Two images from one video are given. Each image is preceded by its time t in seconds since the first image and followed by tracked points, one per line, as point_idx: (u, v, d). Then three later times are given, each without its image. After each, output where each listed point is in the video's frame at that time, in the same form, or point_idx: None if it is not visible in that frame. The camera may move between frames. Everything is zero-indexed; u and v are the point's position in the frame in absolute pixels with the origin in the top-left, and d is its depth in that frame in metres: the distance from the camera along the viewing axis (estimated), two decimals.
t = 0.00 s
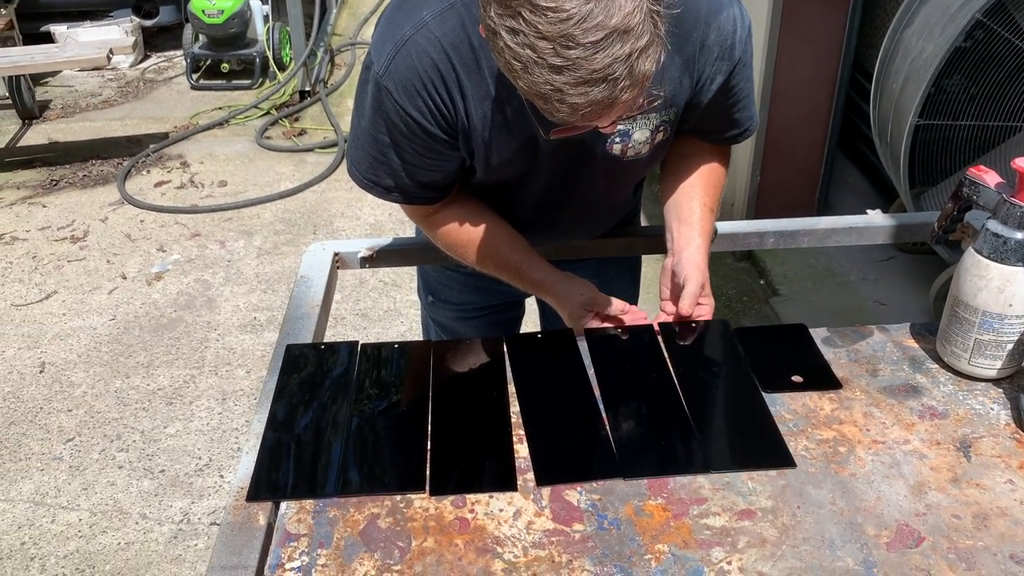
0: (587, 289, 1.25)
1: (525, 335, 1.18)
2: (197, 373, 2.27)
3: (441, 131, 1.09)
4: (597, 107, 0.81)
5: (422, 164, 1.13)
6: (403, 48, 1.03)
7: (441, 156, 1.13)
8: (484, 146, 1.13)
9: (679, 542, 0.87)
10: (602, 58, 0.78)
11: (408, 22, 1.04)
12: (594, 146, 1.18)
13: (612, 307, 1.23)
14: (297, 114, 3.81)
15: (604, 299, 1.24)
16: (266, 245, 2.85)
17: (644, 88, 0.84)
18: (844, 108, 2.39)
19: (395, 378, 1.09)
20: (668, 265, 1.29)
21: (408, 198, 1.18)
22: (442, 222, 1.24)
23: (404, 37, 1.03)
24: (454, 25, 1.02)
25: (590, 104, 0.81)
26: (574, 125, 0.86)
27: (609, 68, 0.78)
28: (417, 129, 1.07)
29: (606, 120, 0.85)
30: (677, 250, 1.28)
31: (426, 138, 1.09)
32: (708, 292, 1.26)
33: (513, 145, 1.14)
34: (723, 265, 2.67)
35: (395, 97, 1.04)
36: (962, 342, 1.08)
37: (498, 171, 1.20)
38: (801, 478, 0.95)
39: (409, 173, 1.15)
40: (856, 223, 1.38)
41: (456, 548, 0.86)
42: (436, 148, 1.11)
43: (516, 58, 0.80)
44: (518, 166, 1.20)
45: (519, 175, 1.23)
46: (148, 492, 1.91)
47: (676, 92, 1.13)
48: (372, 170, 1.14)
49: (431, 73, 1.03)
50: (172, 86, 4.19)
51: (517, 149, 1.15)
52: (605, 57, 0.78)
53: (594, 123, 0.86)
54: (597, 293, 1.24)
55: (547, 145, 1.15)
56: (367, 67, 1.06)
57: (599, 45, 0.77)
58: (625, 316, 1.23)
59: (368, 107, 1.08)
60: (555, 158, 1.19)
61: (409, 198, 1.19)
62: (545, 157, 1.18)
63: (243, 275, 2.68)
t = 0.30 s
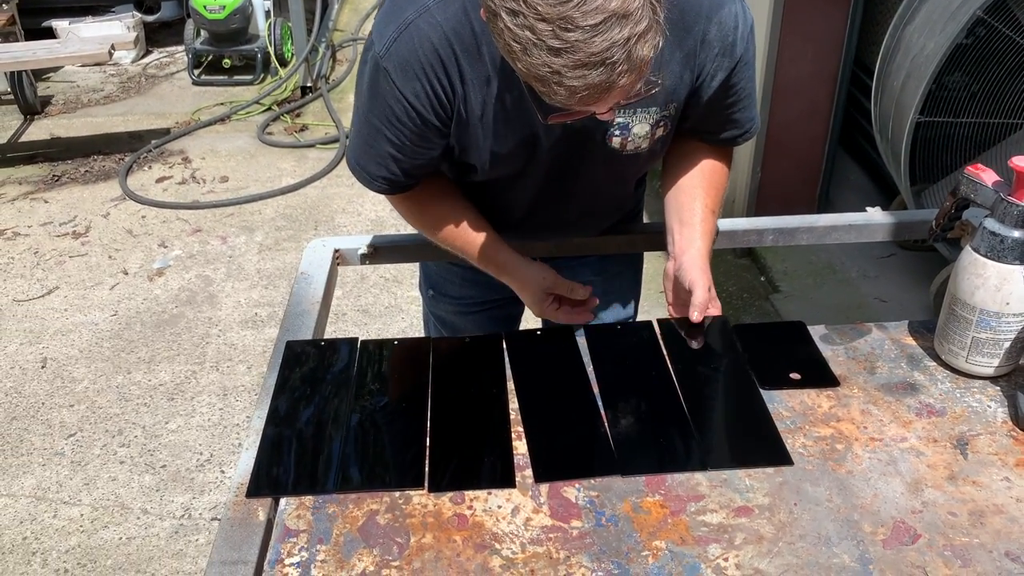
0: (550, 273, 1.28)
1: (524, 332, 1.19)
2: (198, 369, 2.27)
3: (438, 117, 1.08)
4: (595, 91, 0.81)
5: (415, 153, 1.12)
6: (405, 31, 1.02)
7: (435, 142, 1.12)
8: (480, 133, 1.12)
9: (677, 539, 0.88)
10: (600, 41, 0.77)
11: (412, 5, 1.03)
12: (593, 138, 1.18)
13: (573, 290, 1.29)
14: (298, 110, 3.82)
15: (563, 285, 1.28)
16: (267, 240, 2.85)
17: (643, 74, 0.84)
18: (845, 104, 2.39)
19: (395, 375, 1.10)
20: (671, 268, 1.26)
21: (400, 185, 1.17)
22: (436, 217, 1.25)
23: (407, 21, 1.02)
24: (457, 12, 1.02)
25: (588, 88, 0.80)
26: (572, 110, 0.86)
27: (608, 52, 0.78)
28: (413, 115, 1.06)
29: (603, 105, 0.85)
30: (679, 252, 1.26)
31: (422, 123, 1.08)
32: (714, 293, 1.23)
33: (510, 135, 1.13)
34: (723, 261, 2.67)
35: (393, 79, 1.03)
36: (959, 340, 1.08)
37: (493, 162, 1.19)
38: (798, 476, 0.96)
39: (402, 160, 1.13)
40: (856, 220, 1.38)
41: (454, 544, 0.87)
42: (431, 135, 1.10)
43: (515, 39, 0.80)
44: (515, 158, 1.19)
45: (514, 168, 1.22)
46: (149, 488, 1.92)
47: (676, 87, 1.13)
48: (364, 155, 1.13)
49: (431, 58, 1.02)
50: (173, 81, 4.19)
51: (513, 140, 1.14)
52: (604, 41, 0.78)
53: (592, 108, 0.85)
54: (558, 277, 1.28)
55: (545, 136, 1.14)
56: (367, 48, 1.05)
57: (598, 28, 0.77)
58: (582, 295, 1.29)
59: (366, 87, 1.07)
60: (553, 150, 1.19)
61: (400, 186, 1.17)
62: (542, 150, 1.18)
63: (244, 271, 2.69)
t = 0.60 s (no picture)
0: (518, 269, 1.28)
1: (523, 333, 1.19)
2: (197, 369, 2.28)
3: (415, 109, 1.07)
4: (563, 71, 0.80)
5: (394, 146, 1.11)
6: (382, 23, 1.01)
7: (414, 135, 1.11)
8: (459, 125, 1.11)
9: (674, 540, 0.88)
10: (569, 21, 0.77)
11: None
12: (571, 132, 1.17)
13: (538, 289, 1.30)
14: (298, 110, 3.82)
15: (530, 283, 1.29)
16: (266, 241, 2.85)
17: (612, 58, 0.83)
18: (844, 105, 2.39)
19: (393, 377, 1.10)
20: (670, 277, 1.26)
21: (378, 179, 1.17)
22: (414, 211, 1.25)
23: (384, 12, 1.02)
24: (433, 4, 1.01)
25: (555, 69, 0.80)
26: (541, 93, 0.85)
27: (575, 33, 0.78)
28: (390, 105, 1.05)
29: (573, 88, 0.84)
30: (677, 261, 1.25)
31: (400, 115, 1.07)
32: (714, 299, 1.23)
33: (489, 128, 1.13)
34: (722, 262, 2.67)
35: (370, 70, 1.02)
36: (957, 342, 1.08)
37: (474, 157, 1.19)
38: (795, 477, 0.96)
39: (380, 154, 1.12)
40: (854, 221, 1.38)
41: (452, 546, 0.87)
42: (409, 127, 1.09)
43: (483, 19, 0.79)
44: (496, 152, 1.18)
45: (495, 163, 1.21)
46: (148, 488, 1.92)
47: (655, 82, 1.13)
48: (344, 147, 1.12)
49: (407, 50, 1.02)
50: (173, 81, 4.19)
51: (493, 133, 1.13)
52: (572, 21, 0.77)
53: (560, 92, 0.85)
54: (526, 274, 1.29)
55: (526, 129, 1.14)
56: (346, 38, 1.04)
57: (565, 8, 0.77)
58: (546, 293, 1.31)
59: (344, 78, 1.06)
60: (533, 144, 1.18)
61: (378, 180, 1.17)
62: (524, 143, 1.17)
63: (243, 272, 2.69)
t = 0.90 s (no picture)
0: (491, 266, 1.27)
1: (521, 332, 1.19)
2: (197, 368, 2.28)
3: (371, 119, 1.07)
4: (514, 73, 0.80)
5: (352, 156, 1.11)
6: (332, 35, 1.01)
7: (372, 146, 1.11)
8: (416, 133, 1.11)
9: (675, 540, 0.88)
10: (510, 23, 0.76)
11: (338, 9, 1.02)
12: (531, 133, 1.17)
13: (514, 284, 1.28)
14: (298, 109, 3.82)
15: (505, 279, 1.27)
16: (267, 240, 2.85)
17: (561, 52, 0.83)
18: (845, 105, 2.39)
19: (393, 376, 1.10)
20: (662, 280, 1.25)
21: (339, 190, 1.16)
22: (379, 218, 1.24)
23: (333, 24, 1.01)
24: (381, 13, 1.01)
25: (505, 71, 0.80)
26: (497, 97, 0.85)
27: (519, 33, 0.77)
28: (345, 117, 1.04)
29: (527, 86, 0.84)
30: (667, 263, 1.25)
31: (356, 127, 1.06)
32: (710, 296, 1.23)
33: (447, 135, 1.13)
34: (723, 261, 2.67)
35: (322, 83, 1.02)
36: (958, 341, 1.08)
37: (434, 164, 1.18)
38: (796, 476, 0.96)
39: (339, 166, 1.11)
40: (855, 221, 1.38)
41: (451, 545, 0.87)
42: (366, 138, 1.09)
43: (427, 32, 0.79)
44: (456, 158, 1.18)
45: (457, 168, 1.21)
46: (148, 487, 1.92)
47: (608, 80, 1.13)
48: (303, 161, 1.11)
49: (358, 61, 1.01)
50: (174, 81, 4.20)
51: (452, 139, 1.13)
52: (513, 22, 0.76)
53: (516, 92, 0.84)
54: (500, 270, 1.27)
55: (484, 132, 1.14)
56: (296, 52, 1.04)
57: (506, 10, 0.76)
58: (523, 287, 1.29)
59: (297, 92, 1.05)
60: (494, 148, 1.18)
61: (339, 190, 1.16)
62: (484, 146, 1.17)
63: (244, 271, 2.69)
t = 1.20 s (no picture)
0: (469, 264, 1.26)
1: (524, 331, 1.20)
2: (201, 367, 2.28)
3: (353, 118, 1.06)
4: (513, 46, 0.79)
5: (335, 156, 1.10)
6: (313, 34, 1.01)
7: (354, 145, 1.10)
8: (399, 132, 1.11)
9: (678, 539, 0.88)
10: None
11: (318, 8, 1.02)
12: (515, 131, 1.17)
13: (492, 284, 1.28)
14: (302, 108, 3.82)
15: (483, 279, 1.26)
16: (271, 239, 2.86)
17: (551, 16, 0.82)
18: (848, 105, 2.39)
19: (396, 376, 1.10)
20: (665, 279, 1.25)
21: (322, 191, 1.15)
22: (359, 219, 1.23)
23: (313, 23, 1.01)
24: (362, 12, 1.01)
25: (504, 45, 0.78)
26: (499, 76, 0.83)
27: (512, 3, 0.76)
28: (327, 116, 1.04)
29: (527, 59, 0.82)
30: (670, 263, 1.25)
31: (338, 126, 1.06)
32: (715, 297, 1.20)
33: (430, 134, 1.12)
34: (726, 261, 2.67)
35: (303, 82, 1.01)
36: (962, 341, 1.08)
37: (417, 163, 1.18)
38: (800, 475, 0.96)
39: (321, 166, 1.10)
40: (858, 221, 1.37)
41: (455, 543, 0.87)
42: (349, 137, 1.08)
43: (418, 23, 0.77)
44: (441, 158, 1.17)
45: (442, 168, 1.20)
46: (152, 485, 1.92)
47: (591, 75, 1.13)
48: (284, 162, 1.10)
49: (340, 59, 1.01)
50: (177, 80, 4.20)
51: (436, 138, 1.13)
52: None
53: (518, 66, 0.83)
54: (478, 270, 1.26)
55: (469, 131, 1.14)
56: (277, 52, 1.03)
57: None
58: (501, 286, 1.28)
59: (277, 91, 1.05)
60: (479, 146, 1.18)
61: (322, 192, 1.15)
62: (469, 144, 1.16)
63: (247, 270, 2.69)
